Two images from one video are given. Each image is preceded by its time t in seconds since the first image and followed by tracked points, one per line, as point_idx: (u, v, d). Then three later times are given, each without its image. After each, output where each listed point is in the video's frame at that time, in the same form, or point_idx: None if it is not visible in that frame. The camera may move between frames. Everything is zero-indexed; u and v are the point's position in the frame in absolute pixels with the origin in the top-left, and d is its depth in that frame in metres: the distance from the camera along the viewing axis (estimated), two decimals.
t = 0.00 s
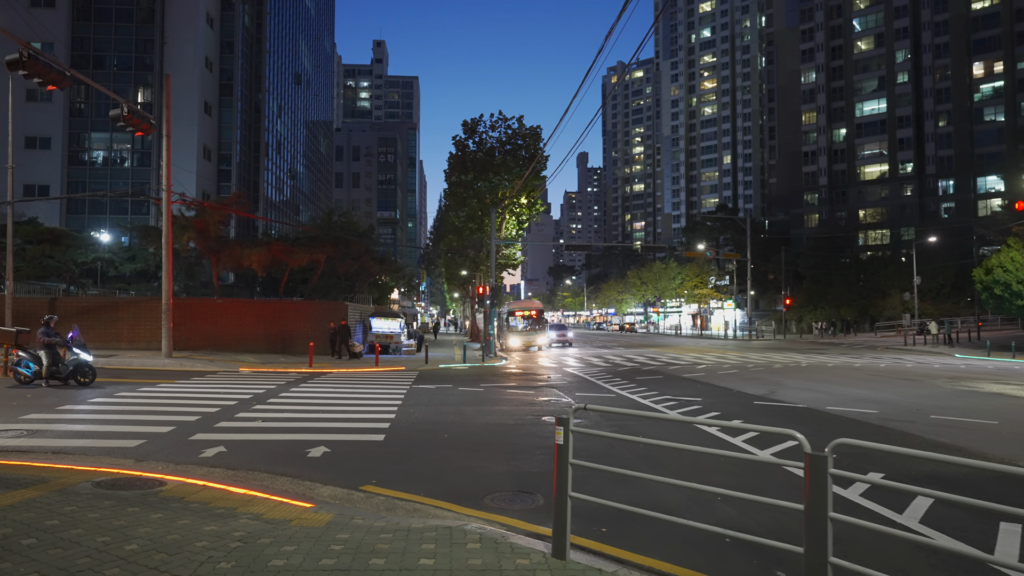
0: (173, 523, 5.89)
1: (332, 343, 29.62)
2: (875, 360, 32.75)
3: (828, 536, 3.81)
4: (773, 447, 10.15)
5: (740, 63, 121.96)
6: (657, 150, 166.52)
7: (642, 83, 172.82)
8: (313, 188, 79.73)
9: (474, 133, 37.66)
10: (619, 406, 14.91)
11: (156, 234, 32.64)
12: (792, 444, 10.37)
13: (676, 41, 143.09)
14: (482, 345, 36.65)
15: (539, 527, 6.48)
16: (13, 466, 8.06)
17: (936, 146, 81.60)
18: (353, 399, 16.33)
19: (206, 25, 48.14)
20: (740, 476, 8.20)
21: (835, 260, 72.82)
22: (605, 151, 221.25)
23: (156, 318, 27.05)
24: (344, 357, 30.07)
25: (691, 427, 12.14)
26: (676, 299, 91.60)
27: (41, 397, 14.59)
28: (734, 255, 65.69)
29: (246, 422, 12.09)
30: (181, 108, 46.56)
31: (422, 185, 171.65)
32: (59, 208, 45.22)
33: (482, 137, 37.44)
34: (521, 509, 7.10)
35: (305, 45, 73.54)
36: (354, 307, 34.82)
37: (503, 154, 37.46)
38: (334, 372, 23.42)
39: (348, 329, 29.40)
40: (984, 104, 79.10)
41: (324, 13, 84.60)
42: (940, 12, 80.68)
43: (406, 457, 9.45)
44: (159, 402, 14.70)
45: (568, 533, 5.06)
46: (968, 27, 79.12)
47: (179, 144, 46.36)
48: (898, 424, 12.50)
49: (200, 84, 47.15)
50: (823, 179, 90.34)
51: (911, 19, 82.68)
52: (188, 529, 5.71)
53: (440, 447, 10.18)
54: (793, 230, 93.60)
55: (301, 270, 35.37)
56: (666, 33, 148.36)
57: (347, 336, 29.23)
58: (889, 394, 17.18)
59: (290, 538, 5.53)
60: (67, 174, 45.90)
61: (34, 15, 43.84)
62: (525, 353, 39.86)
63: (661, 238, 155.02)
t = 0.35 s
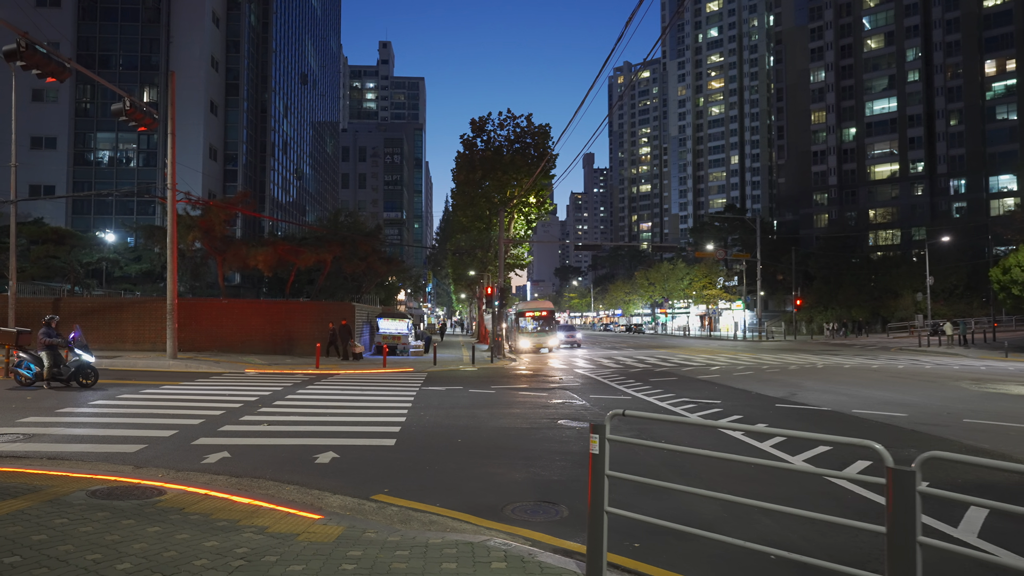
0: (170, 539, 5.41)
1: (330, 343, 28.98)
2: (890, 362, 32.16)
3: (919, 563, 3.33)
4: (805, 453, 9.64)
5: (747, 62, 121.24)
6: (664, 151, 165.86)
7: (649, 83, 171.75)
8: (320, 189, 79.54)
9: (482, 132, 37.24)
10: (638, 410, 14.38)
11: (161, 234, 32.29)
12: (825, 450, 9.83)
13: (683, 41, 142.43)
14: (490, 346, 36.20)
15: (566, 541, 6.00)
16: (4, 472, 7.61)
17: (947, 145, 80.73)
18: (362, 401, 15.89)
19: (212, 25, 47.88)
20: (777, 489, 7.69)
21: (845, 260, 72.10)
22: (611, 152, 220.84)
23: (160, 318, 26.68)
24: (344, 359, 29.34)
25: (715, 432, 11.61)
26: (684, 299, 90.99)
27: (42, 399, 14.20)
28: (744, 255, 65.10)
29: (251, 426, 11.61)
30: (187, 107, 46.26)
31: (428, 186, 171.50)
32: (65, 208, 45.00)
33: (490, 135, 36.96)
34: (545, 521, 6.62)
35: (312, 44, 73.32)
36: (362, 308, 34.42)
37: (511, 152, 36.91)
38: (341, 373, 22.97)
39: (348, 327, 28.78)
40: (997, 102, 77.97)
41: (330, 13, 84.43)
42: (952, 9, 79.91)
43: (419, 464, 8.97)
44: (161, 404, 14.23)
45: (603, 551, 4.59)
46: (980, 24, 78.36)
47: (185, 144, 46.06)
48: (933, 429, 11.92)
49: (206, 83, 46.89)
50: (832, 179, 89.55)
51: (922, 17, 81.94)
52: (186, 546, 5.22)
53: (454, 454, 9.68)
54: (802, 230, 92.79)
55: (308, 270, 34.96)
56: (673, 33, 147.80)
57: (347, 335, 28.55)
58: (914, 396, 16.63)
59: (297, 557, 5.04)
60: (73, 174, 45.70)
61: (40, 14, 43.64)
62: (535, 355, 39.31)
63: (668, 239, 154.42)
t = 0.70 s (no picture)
0: (182, 564, 4.95)
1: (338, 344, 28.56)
2: (918, 363, 31.34)
3: None
4: (853, 466, 9.06)
5: (764, 59, 119.82)
6: (679, 149, 164.57)
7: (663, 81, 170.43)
8: (334, 188, 79.43)
9: (499, 129, 36.75)
10: (667, 415, 13.81)
11: (176, 233, 32.07)
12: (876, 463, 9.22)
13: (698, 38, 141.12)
14: (508, 347, 35.75)
15: (611, 569, 5.47)
16: (8, 485, 7.19)
17: (969, 141, 79.24)
18: (380, 404, 15.44)
19: (227, 23, 47.76)
20: (831, 509, 7.15)
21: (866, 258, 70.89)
22: (625, 151, 219.61)
23: (175, 318, 26.42)
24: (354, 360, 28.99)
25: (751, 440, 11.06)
26: (700, 299, 90.02)
27: (53, 402, 13.85)
28: (763, 254, 64.16)
29: (269, 431, 11.19)
30: (202, 106, 46.13)
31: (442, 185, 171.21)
32: (81, 207, 45.01)
33: (507, 132, 36.47)
34: (585, 542, 6.12)
35: (327, 43, 73.13)
36: (378, 308, 34.07)
37: (528, 150, 36.41)
38: (357, 375, 22.55)
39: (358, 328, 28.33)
40: (1021, 97, 76.17)
41: (345, 11, 84.23)
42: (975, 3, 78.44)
43: (445, 475, 8.49)
44: (176, 407, 13.87)
45: None
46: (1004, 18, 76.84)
47: (201, 143, 45.95)
48: (984, 438, 11.28)
49: (221, 82, 46.68)
50: (852, 176, 88.21)
51: (944, 12, 80.54)
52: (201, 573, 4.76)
53: (481, 463, 9.18)
54: (820, 228, 90.56)
55: (324, 269, 34.60)
56: (688, 30, 146.53)
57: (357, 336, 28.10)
58: (953, 401, 15.95)
59: None
60: (89, 173, 45.72)
61: (57, 14, 43.67)
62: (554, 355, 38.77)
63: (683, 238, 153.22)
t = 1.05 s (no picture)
0: None
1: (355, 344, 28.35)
2: (957, 367, 30.32)
3: None
4: (917, 476, 8.44)
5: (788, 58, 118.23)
6: (700, 149, 163.00)
7: (684, 80, 168.46)
8: (356, 189, 79.51)
9: (522, 128, 36.35)
10: (708, 419, 13.21)
11: (200, 233, 32.04)
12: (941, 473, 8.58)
13: (721, 37, 139.67)
14: (533, 349, 35.32)
15: None
16: (31, 491, 6.86)
17: (1001, 139, 77.24)
18: (408, 406, 15.06)
19: (251, 24, 47.89)
20: (905, 524, 6.60)
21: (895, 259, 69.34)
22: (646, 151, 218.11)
23: (200, 318, 26.31)
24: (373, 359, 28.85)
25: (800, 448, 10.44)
26: (724, 300, 88.82)
27: (78, 403, 13.61)
28: (790, 254, 62.99)
29: (297, 434, 10.82)
30: (226, 108, 46.27)
31: (462, 187, 171.13)
32: (107, 208, 45.32)
33: (531, 131, 36.09)
34: (643, 559, 5.63)
35: (348, 44, 73.27)
36: (400, 309, 33.77)
37: (552, 149, 35.97)
38: (382, 376, 22.20)
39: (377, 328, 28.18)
40: None
41: (366, 13, 84.40)
42: None
43: (483, 482, 8.04)
44: (201, 409, 13.55)
45: None
46: None
47: (225, 144, 46.05)
48: None
49: (244, 83, 46.82)
50: (879, 175, 86.51)
51: (975, 7, 78.71)
52: None
53: (520, 469, 8.71)
54: (847, 228, 89.61)
55: (347, 269, 34.38)
56: (710, 29, 145.10)
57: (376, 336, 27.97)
58: (1007, 406, 15.19)
59: None
60: (115, 174, 46.02)
61: (83, 16, 44.05)
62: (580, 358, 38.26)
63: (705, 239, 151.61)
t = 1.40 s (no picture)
0: None
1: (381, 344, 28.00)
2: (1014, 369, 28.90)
3: None
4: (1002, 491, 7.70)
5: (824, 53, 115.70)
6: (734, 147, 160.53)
7: (717, 78, 166.14)
8: (387, 190, 79.78)
9: (555, 126, 35.82)
10: (759, 425, 12.56)
11: (235, 234, 32.16)
12: None
13: (755, 33, 137.24)
14: (567, 350, 34.77)
15: None
16: (63, 499, 6.59)
17: None
18: (445, 409, 14.68)
19: (284, 27, 48.18)
20: (1003, 545, 5.95)
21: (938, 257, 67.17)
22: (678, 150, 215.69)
23: (235, 319, 26.35)
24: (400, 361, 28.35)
25: (866, 457, 9.75)
26: (759, 300, 87.13)
27: (115, 405, 13.51)
28: (829, 253, 61.36)
29: (335, 438, 10.48)
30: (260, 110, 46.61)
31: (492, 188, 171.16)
32: (145, 211, 45.99)
33: (564, 129, 35.57)
34: None
35: (380, 46, 73.45)
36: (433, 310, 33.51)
37: (586, 147, 35.41)
38: (417, 377, 21.89)
39: (403, 329, 27.75)
40: None
41: (397, 15, 84.69)
42: None
43: (531, 493, 7.56)
44: (236, 411, 13.33)
45: None
46: None
47: (259, 147, 46.38)
48: None
49: (277, 86, 47.15)
50: (921, 171, 84.01)
51: None
52: None
53: (568, 478, 8.24)
54: (888, 226, 87.20)
55: (380, 270, 34.23)
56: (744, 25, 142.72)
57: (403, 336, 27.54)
58: None
59: None
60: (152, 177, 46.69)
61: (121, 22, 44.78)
62: (615, 360, 37.60)
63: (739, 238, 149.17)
